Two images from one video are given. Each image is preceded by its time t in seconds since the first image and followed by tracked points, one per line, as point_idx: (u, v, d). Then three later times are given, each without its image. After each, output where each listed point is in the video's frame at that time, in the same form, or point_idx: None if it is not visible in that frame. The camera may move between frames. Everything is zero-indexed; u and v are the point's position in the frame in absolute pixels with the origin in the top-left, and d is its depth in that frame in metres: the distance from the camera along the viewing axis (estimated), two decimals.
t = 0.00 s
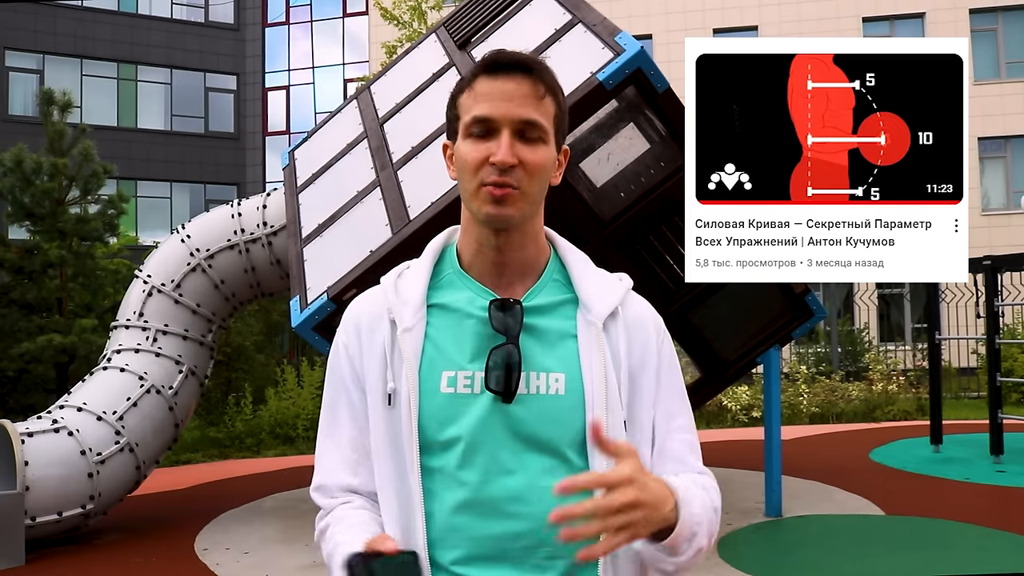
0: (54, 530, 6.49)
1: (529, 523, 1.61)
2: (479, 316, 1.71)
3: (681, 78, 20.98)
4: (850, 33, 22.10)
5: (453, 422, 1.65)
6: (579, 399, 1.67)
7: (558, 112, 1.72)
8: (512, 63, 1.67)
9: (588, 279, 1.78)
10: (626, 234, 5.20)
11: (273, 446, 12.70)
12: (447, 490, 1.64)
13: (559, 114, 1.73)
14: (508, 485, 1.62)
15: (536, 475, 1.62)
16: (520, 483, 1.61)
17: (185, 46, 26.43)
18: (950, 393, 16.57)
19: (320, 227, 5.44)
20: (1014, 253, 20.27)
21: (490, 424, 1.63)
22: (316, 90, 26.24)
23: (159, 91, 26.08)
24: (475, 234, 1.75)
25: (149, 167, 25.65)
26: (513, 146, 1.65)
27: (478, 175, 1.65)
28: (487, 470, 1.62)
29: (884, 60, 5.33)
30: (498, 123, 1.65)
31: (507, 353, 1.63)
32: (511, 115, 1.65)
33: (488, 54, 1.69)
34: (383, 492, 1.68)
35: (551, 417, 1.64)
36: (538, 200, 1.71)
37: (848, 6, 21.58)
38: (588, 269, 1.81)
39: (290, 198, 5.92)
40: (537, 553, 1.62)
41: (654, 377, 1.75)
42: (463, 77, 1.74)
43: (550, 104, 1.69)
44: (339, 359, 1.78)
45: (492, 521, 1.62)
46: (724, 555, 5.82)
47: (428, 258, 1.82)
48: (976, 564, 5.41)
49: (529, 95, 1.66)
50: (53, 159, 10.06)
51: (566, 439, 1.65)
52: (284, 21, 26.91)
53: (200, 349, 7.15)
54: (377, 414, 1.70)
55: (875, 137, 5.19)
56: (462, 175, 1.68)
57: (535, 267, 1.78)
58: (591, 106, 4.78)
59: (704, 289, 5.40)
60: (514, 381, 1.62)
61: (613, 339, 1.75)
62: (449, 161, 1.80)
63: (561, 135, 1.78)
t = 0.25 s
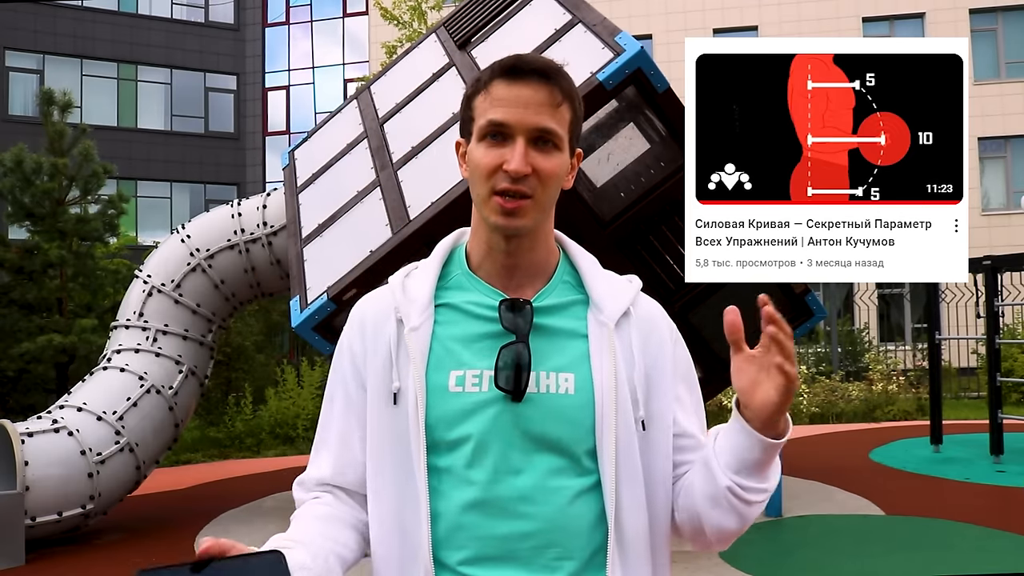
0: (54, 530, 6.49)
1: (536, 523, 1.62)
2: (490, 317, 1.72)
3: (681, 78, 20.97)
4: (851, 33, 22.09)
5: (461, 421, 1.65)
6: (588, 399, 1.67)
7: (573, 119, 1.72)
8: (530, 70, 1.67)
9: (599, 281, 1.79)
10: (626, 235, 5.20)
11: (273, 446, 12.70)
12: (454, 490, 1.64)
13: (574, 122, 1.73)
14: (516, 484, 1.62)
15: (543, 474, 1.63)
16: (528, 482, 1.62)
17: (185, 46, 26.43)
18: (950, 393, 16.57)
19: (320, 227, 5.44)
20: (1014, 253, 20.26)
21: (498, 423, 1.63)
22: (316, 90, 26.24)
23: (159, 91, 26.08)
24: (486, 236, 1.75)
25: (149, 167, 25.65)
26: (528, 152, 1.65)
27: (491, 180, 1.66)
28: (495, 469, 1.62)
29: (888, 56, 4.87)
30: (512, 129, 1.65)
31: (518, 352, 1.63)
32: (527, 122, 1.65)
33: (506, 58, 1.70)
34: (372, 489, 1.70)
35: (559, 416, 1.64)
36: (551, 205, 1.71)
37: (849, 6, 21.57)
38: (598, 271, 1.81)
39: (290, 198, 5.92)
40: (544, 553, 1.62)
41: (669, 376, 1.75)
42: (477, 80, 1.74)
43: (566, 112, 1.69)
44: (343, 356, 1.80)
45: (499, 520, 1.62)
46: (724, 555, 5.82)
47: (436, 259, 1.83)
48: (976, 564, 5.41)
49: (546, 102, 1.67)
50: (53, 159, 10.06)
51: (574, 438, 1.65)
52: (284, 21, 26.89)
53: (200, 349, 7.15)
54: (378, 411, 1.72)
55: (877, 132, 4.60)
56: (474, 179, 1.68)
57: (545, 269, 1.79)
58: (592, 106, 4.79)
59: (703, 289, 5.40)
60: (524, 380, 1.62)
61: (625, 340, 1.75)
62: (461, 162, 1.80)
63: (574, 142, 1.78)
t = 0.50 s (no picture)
0: (54, 530, 6.49)
1: (541, 522, 1.62)
2: (494, 318, 1.72)
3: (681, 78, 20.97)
4: (851, 33, 22.09)
5: (466, 422, 1.65)
6: (593, 399, 1.67)
7: (576, 122, 1.72)
8: (532, 74, 1.67)
9: (601, 282, 1.79)
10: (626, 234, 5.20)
11: (273, 446, 12.70)
12: (457, 489, 1.65)
13: (576, 125, 1.73)
14: (520, 483, 1.62)
15: (548, 473, 1.63)
16: (533, 481, 1.62)
17: (184, 46, 26.43)
18: (950, 393, 16.57)
19: (320, 227, 5.44)
20: (1014, 253, 20.25)
21: (503, 423, 1.63)
22: (316, 90, 26.24)
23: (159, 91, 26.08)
24: (489, 238, 1.75)
25: (149, 167, 25.65)
26: (530, 156, 1.66)
27: (494, 184, 1.67)
28: (500, 469, 1.62)
29: (882, 60, 5.61)
30: (516, 133, 1.66)
31: (522, 352, 1.64)
32: (530, 126, 1.65)
33: (507, 63, 1.69)
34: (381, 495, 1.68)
35: (564, 417, 1.64)
36: (554, 208, 1.72)
37: (849, 6, 21.57)
38: (601, 272, 1.82)
39: (290, 198, 5.92)
40: (548, 551, 1.62)
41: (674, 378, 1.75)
42: (479, 84, 1.74)
43: (569, 115, 1.69)
44: (348, 360, 1.78)
45: (504, 519, 1.62)
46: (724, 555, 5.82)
47: (438, 261, 1.83)
48: (976, 564, 5.41)
49: (549, 105, 1.67)
50: (53, 159, 10.06)
51: (579, 438, 1.65)
52: (284, 21, 26.89)
53: (200, 349, 7.15)
54: (385, 415, 1.70)
55: (875, 137, 5.68)
56: (477, 183, 1.69)
57: (548, 271, 1.79)
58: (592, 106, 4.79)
59: (703, 289, 5.40)
60: (529, 380, 1.63)
61: (629, 341, 1.75)
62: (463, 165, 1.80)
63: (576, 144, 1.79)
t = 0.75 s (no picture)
0: (54, 530, 6.49)
1: (540, 523, 1.61)
2: (493, 319, 1.72)
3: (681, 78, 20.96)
4: (851, 33, 22.09)
5: (464, 423, 1.65)
6: (591, 400, 1.67)
7: (572, 118, 1.72)
8: (526, 70, 1.66)
9: (602, 281, 1.78)
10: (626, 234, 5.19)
11: (273, 446, 12.70)
12: (456, 488, 1.64)
13: (573, 122, 1.73)
14: (519, 484, 1.61)
15: (547, 474, 1.62)
16: (531, 481, 1.61)
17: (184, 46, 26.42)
18: (950, 393, 16.56)
19: (320, 227, 5.43)
20: (1014, 253, 20.24)
21: (501, 424, 1.62)
22: (316, 90, 26.22)
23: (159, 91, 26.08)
24: (489, 238, 1.75)
25: (149, 167, 25.65)
26: (527, 153, 1.65)
27: (492, 183, 1.66)
28: (500, 469, 1.62)
29: (882, 61, 5.64)
30: (511, 130, 1.65)
31: (521, 354, 1.63)
32: (525, 123, 1.65)
33: (502, 60, 1.69)
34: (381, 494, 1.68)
35: (562, 416, 1.63)
36: (553, 206, 1.71)
37: (849, 6, 21.57)
38: (602, 271, 1.81)
39: (290, 198, 5.92)
40: (546, 551, 1.61)
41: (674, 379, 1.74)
42: (475, 82, 1.73)
43: (564, 111, 1.69)
44: (350, 360, 1.78)
45: (503, 519, 1.61)
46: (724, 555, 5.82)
47: (440, 261, 1.83)
48: (976, 564, 5.41)
49: (543, 102, 1.66)
50: (53, 159, 10.05)
51: (579, 437, 1.64)
52: (284, 21, 26.89)
53: (200, 349, 7.15)
54: (385, 415, 1.70)
55: (875, 137, 5.64)
56: (475, 183, 1.68)
57: (549, 270, 1.78)
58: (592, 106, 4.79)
59: (704, 289, 5.40)
60: (527, 383, 1.62)
61: (629, 341, 1.74)
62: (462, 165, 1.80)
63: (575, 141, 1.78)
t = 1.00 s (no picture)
0: (54, 530, 6.49)
1: (529, 522, 1.61)
2: (485, 319, 1.72)
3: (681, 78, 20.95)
4: (851, 33, 22.09)
5: (456, 422, 1.65)
6: (582, 399, 1.66)
7: (568, 118, 1.71)
8: (522, 69, 1.66)
9: (595, 281, 1.77)
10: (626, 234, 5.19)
11: (273, 446, 12.69)
12: (449, 487, 1.65)
13: (568, 121, 1.72)
14: (508, 484, 1.62)
15: (537, 474, 1.62)
16: (521, 481, 1.61)
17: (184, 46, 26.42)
18: (950, 393, 16.57)
19: (320, 227, 5.44)
20: (1014, 253, 20.23)
21: (493, 423, 1.63)
22: (316, 91, 26.22)
23: (159, 91, 26.08)
24: (483, 237, 1.75)
25: (149, 167, 25.65)
26: (522, 152, 1.65)
27: (487, 180, 1.66)
28: (491, 469, 1.62)
29: (883, 60, 5.58)
30: (507, 129, 1.65)
31: (513, 355, 1.63)
32: (521, 122, 1.65)
33: (498, 59, 1.69)
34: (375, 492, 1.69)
35: (553, 417, 1.63)
36: (547, 205, 1.71)
37: (849, 6, 21.58)
38: (595, 270, 1.80)
39: (290, 198, 5.92)
40: (537, 549, 1.62)
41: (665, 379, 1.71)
42: (472, 80, 1.73)
43: (560, 110, 1.69)
44: (344, 358, 1.78)
45: (494, 518, 1.62)
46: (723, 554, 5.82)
47: (434, 259, 1.83)
48: (976, 564, 5.41)
49: (539, 101, 1.66)
50: (53, 159, 10.05)
51: (569, 436, 1.64)
52: (284, 21, 26.89)
53: (200, 349, 7.15)
54: (379, 413, 1.71)
55: (875, 137, 5.49)
56: (470, 181, 1.68)
57: (542, 270, 1.78)
58: (592, 106, 4.79)
59: (704, 289, 5.40)
60: (518, 384, 1.62)
61: (620, 341, 1.72)
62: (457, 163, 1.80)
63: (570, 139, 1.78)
